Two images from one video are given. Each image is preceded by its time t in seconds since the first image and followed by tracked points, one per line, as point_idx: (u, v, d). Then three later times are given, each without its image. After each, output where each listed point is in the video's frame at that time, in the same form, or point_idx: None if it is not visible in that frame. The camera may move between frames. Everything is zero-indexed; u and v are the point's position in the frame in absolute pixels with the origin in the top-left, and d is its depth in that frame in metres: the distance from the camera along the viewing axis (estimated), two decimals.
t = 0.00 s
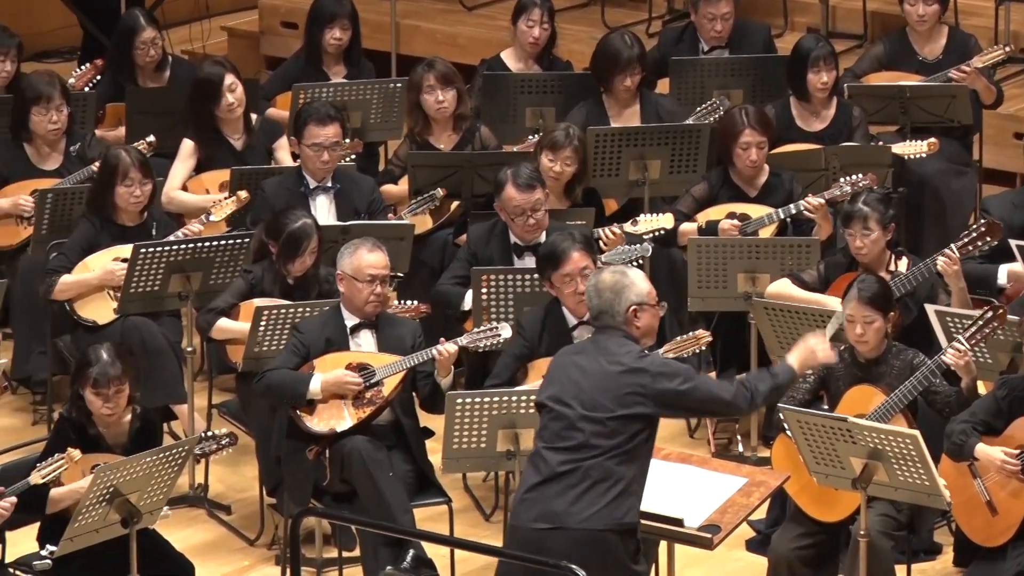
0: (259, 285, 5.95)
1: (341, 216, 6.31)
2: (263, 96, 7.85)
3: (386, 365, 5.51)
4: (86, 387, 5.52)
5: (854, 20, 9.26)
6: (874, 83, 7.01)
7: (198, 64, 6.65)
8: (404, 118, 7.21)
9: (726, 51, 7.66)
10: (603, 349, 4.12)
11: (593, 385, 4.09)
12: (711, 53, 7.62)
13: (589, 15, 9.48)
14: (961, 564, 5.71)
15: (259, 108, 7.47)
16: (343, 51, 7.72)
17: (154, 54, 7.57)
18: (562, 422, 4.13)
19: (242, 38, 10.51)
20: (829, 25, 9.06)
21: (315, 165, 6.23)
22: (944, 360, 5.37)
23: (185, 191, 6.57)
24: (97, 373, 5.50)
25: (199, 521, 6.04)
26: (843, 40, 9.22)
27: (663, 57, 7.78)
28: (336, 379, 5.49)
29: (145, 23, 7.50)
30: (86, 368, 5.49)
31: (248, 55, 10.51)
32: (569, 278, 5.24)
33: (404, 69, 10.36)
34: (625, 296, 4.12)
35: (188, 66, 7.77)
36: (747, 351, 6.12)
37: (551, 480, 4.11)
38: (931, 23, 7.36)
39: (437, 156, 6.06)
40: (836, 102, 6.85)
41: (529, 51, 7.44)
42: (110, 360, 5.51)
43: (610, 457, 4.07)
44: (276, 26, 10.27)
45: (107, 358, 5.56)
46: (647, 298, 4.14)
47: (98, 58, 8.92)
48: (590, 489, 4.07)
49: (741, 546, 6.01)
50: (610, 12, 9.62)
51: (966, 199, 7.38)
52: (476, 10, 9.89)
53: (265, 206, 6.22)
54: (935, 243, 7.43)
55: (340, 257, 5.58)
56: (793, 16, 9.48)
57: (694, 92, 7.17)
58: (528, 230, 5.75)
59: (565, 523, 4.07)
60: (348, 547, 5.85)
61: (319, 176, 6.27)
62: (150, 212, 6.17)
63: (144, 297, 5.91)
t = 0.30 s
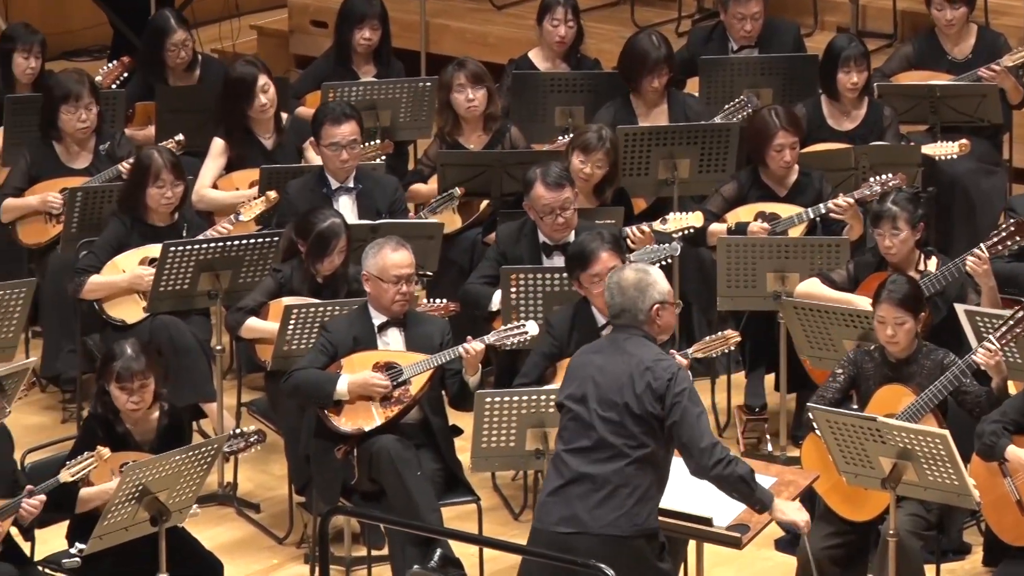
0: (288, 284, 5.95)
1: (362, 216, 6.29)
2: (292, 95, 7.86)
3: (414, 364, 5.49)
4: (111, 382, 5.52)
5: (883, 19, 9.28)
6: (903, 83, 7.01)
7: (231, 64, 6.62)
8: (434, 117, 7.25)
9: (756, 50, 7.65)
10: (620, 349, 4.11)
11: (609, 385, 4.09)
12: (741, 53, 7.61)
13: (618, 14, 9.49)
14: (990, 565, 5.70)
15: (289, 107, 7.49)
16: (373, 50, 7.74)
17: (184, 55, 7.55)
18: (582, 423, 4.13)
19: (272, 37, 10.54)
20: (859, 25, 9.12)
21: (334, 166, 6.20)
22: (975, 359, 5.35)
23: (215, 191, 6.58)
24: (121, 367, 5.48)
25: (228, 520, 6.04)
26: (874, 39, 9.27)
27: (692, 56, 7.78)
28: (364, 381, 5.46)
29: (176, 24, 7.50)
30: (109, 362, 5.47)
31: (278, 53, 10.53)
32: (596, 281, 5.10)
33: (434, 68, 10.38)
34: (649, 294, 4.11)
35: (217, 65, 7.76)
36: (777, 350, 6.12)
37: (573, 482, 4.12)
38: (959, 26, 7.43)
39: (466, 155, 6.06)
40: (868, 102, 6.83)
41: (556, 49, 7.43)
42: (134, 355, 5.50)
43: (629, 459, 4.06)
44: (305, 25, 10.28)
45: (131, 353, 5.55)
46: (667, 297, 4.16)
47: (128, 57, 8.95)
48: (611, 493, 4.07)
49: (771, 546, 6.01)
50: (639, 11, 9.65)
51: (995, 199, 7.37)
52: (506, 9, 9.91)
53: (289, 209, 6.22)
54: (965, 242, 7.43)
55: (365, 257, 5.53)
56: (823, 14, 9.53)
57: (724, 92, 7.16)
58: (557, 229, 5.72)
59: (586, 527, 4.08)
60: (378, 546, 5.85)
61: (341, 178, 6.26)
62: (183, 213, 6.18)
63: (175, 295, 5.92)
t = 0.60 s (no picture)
0: (316, 283, 5.94)
1: (388, 214, 6.30)
2: (320, 94, 7.88)
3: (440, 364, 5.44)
4: (137, 378, 5.51)
5: (911, 18, 9.44)
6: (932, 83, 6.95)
7: (259, 63, 6.67)
8: (462, 116, 7.28)
9: (784, 49, 7.67)
10: (628, 347, 4.12)
11: (621, 382, 4.08)
12: (769, 52, 7.63)
13: (646, 14, 9.52)
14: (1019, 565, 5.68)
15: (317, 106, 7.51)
16: (402, 49, 7.77)
17: (212, 55, 7.55)
18: (597, 421, 4.12)
19: (300, 36, 10.57)
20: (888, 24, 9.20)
21: (357, 165, 6.21)
22: (1004, 360, 5.30)
23: (242, 189, 6.59)
24: (147, 363, 5.47)
25: (256, 519, 6.04)
26: (903, 39, 9.36)
27: (721, 55, 7.80)
28: (391, 379, 5.44)
29: (205, 25, 7.49)
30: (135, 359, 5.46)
31: (306, 52, 10.55)
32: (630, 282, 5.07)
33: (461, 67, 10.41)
34: (664, 293, 4.15)
35: (245, 63, 7.77)
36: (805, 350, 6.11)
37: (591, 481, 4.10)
38: (985, 22, 7.45)
39: (494, 154, 6.06)
40: (899, 101, 6.87)
41: (583, 49, 7.45)
42: (160, 352, 5.50)
43: (649, 455, 4.06)
44: (334, 24, 10.29)
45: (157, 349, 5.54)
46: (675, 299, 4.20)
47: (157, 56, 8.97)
48: (632, 491, 4.06)
49: (799, 545, 6.00)
50: (667, 11, 9.68)
51: None
52: (534, 8, 9.94)
53: (315, 208, 6.21)
54: (994, 242, 7.41)
55: (390, 261, 5.47)
56: (852, 13, 9.61)
57: (753, 91, 7.16)
58: (586, 228, 5.71)
59: (609, 526, 4.06)
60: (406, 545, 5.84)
61: (365, 176, 6.25)
62: (214, 213, 6.20)
63: (205, 294, 5.92)
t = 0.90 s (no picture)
0: (343, 282, 5.95)
1: (417, 213, 6.30)
2: (348, 93, 7.91)
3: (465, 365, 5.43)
4: (165, 376, 5.52)
5: (938, 17, 9.47)
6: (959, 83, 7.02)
7: (285, 62, 6.70)
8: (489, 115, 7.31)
9: (812, 49, 7.69)
10: (639, 347, 4.08)
11: (639, 383, 4.05)
12: (797, 52, 7.65)
13: (674, 13, 9.56)
14: None
15: (345, 106, 7.53)
16: (429, 49, 7.81)
17: (240, 54, 7.56)
18: (611, 422, 4.07)
19: (328, 35, 10.57)
20: (915, 23, 9.23)
21: (388, 164, 6.18)
22: None
23: (269, 190, 6.62)
24: (173, 361, 5.48)
25: (282, 518, 6.05)
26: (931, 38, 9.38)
27: (749, 55, 7.82)
28: (417, 380, 5.43)
29: (233, 23, 7.49)
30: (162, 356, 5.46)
31: (333, 51, 10.57)
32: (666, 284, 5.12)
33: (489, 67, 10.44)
34: (665, 290, 4.11)
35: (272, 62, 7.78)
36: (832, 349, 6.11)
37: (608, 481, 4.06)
38: (1010, 19, 7.53)
39: (521, 153, 6.09)
40: (931, 103, 6.90)
41: (608, 50, 7.50)
42: (187, 350, 5.51)
43: (668, 453, 4.04)
44: (361, 23, 10.28)
45: (184, 348, 5.54)
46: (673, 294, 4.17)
47: (185, 54, 8.99)
48: (651, 488, 4.04)
49: (826, 545, 6.00)
50: (695, 10, 9.70)
51: None
52: (562, 7, 9.95)
53: (344, 205, 6.18)
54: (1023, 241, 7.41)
55: (415, 263, 5.44)
56: (880, 14, 9.64)
57: (781, 91, 7.20)
58: (615, 228, 5.71)
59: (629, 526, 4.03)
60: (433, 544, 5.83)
61: (396, 174, 6.24)
62: (242, 212, 6.21)
63: (233, 294, 5.92)
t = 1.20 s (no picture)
0: (368, 281, 5.96)
1: (448, 214, 6.30)
2: (374, 93, 7.95)
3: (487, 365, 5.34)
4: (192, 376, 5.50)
5: (966, 18, 9.49)
6: (982, 83, 7.25)
7: (310, 61, 6.72)
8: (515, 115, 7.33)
9: (838, 49, 7.74)
10: (638, 347, 4.12)
11: (641, 384, 4.07)
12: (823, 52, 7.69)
13: (700, 13, 9.60)
14: None
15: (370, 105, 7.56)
16: (457, 49, 7.85)
17: (266, 52, 7.58)
18: (612, 424, 4.08)
19: (355, 35, 10.57)
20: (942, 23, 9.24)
21: (422, 165, 6.20)
22: None
23: (295, 189, 6.64)
24: (201, 359, 5.47)
25: (308, 517, 6.05)
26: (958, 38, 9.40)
27: (776, 54, 7.85)
28: (439, 382, 5.36)
29: (259, 22, 7.50)
30: (189, 355, 5.45)
31: (360, 51, 10.56)
32: (700, 287, 5.15)
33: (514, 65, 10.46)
34: (657, 290, 4.16)
35: (298, 62, 7.80)
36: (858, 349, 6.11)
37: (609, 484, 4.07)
38: None
39: (548, 153, 6.13)
40: (958, 103, 6.99)
41: (631, 51, 7.54)
42: (213, 349, 5.51)
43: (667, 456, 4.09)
44: (387, 22, 10.29)
45: (210, 346, 5.53)
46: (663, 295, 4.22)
47: (211, 54, 9.02)
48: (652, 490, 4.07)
49: (852, 545, 6.00)
50: (722, 10, 9.71)
51: None
52: (588, 7, 9.97)
53: (373, 204, 6.20)
54: None
55: (438, 265, 5.45)
56: (906, 13, 9.66)
57: (806, 89, 7.27)
58: (643, 227, 5.70)
59: (634, 528, 4.05)
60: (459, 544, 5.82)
61: (426, 176, 6.24)
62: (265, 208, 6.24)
63: (258, 293, 5.92)
